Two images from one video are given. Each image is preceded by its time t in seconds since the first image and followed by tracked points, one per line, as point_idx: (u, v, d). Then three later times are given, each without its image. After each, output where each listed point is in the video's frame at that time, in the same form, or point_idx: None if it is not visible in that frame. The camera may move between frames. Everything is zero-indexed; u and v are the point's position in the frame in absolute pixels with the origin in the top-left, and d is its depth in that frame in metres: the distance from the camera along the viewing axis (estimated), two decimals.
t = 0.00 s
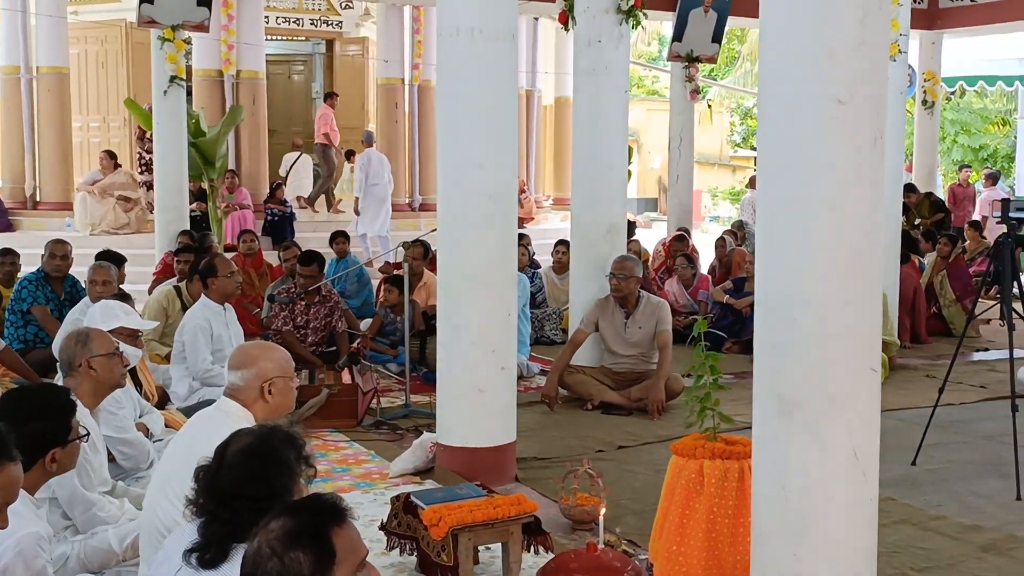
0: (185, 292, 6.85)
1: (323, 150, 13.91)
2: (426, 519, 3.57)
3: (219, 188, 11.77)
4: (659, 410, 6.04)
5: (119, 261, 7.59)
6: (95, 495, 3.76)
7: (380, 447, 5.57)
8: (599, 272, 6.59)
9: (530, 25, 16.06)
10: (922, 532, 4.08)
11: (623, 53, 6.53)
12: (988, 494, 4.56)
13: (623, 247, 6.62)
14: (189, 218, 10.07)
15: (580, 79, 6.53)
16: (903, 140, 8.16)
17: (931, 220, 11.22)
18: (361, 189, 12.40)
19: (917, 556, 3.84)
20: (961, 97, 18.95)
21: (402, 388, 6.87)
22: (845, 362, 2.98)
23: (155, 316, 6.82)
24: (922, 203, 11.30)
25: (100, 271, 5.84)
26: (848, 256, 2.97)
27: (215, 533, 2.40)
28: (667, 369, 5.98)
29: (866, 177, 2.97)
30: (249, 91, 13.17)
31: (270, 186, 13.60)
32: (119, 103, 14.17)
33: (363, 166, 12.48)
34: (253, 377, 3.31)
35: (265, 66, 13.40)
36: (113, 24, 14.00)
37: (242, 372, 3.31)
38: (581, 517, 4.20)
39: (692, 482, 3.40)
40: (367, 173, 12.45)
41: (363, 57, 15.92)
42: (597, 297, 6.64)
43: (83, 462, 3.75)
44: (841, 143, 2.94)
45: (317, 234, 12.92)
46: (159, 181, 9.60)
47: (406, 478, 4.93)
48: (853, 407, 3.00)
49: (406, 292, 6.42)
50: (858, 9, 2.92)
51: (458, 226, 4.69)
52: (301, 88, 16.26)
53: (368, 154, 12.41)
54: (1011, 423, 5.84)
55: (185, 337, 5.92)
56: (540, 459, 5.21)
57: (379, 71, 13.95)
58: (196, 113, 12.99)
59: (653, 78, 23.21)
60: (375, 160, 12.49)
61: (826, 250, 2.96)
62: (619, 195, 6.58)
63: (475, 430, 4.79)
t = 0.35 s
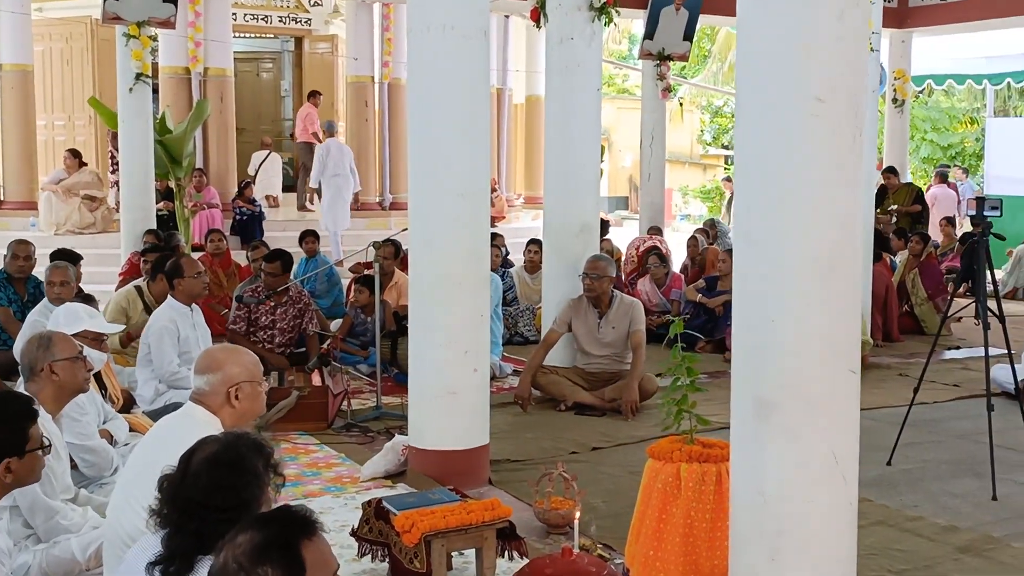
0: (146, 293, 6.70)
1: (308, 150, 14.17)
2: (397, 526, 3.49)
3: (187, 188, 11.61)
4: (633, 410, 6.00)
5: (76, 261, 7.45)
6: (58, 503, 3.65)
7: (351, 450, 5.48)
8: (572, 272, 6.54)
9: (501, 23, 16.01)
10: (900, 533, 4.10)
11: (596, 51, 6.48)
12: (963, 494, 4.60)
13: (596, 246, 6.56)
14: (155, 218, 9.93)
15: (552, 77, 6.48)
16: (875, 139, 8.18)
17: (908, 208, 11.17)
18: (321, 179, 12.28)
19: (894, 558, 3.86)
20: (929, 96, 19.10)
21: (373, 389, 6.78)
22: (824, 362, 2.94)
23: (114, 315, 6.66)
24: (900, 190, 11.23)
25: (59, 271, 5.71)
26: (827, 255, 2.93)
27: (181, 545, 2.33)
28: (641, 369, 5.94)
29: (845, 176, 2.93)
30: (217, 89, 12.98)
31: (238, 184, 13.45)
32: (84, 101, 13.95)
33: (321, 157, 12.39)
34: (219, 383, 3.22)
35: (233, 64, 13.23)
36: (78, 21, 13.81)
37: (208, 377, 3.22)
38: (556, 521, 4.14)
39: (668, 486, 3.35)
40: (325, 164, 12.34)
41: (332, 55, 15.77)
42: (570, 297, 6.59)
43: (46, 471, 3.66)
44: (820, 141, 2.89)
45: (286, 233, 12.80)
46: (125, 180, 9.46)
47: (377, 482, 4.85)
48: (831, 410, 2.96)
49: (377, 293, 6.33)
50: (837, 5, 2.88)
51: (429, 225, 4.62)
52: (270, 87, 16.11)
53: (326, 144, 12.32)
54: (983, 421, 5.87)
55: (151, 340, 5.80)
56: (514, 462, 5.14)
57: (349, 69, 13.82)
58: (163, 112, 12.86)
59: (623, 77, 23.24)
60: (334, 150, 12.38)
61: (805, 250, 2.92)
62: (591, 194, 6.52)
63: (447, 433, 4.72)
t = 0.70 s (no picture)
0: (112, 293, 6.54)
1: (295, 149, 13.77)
2: (373, 533, 3.41)
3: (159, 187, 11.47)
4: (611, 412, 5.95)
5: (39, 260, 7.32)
6: (24, 512, 3.55)
7: (326, 453, 5.39)
8: (549, 273, 6.48)
9: (476, 21, 15.94)
10: (881, 536, 4.13)
11: (572, 50, 6.43)
12: (945, 495, 4.62)
13: (573, 245, 6.50)
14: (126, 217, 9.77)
15: (528, 75, 6.42)
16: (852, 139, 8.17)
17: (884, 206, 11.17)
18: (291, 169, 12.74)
19: (875, 561, 3.88)
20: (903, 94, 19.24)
21: (348, 391, 6.68)
22: (808, 365, 2.89)
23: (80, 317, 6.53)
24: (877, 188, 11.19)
25: (24, 273, 5.57)
26: (811, 256, 2.88)
27: (147, 558, 2.25)
28: (619, 370, 5.88)
29: (828, 175, 2.89)
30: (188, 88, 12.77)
31: (211, 183, 13.30)
32: (54, 99, 13.74)
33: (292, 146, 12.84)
34: (187, 388, 3.13)
35: (206, 62, 13.08)
36: (49, 18, 13.62)
37: (176, 383, 3.13)
38: (534, 525, 4.08)
39: (650, 491, 3.29)
40: (296, 152, 12.80)
41: (306, 53, 15.63)
42: (548, 297, 6.52)
43: (12, 480, 3.56)
44: (803, 141, 2.84)
45: (261, 233, 12.68)
46: (95, 179, 9.32)
47: (353, 486, 4.77)
48: (815, 413, 2.92)
49: (352, 294, 6.24)
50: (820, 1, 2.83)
51: (405, 225, 4.54)
52: (243, 85, 15.98)
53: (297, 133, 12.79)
54: (962, 420, 5.88)
55: (121, 343, 5.69)
56: (491, 464, 5.07)
57: (323, 67, 13.71)
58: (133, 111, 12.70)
59: (599, 75, 23.25)
60: (304, 139, 12.85)
61: (788, 251, 2.87)
62: (569, 193, 6.46)
63: (424, 437, 4.64)
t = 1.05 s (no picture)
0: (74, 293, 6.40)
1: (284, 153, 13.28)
2: (343, 537, 3.34)
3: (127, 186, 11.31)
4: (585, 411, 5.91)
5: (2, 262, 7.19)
6: None
7: (297, 456, 5.31)
8: (521, 272, 6.42)
9: (448, 19, 15.86)
10: (855, 536, 4.12)
11: (544, 48, 6.37)
12: (919, 494, 4.62)
13: (546, 244, 6.45)
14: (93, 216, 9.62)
15: (500, 74, 6.36)
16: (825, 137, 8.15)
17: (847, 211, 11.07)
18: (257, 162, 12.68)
19: (850, 561, 3.88)
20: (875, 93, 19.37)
21: (319, 392, 6.59)
22: (783, 366, 2.86)
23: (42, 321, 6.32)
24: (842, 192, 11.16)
25: None
26: (786, 256, 2.85)
27: (106, 568, 2.18)
28: (593, 370, 5.84)
29: (802, 173, 2.85)
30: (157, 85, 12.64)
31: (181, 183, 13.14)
32: (19, 98, 13.52)
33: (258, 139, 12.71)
34: (151, 391, 3.05)
35: (175, 60, 12.92)
36: (14, 16, 13.42)
37: (139, 386, 3.05)
38: (508, 528, 4.03)
39: (624, 493, 3.25)
40: (263, 146, 12.66)
41: (276, 51, 15.47)
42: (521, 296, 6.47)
43: None
44: (777, 139, 2.81)
45: (231, 232, 12.55)
46: (60, 179, 9.16)
47: (323, 490, 4.69)
48: (791, 414, 2.89)
49: (323, 294, 6.15)
50: None
51: (375, 225, 4.47)
52: (213, 83, 15.83)
53: (264, 127, 12.63)
54: (935, 418, 5.89)
55: (87, 345, 5.58)
56: (464, 466, 5.02)
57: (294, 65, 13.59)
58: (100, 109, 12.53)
59: (571, 74, 23.24)
60: (271, 132, 12.73)
61: (763, 249, 2.84)
62: (541, 192, 6.41)
63: (395, 439, 4.58)
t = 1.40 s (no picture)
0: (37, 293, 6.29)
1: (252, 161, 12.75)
2: (310, 540, 3.31)
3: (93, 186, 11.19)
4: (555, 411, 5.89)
5: None
6: None
7: (265, 457, 5.26)
8: (492, 272, 6.40)
9: (418, 18, 15.82)
10: (824, 534, 4.14)
11: (514, 47, 6.35)
12: (888, 492, 4.64)
13: (516, 244, 6.44)
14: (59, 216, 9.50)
15: (470, 73, 6.33)
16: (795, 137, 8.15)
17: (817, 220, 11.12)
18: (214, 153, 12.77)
19: (820, 559, 3.89)
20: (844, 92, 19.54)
21: (287, 393, 6.53)
22: (752, 365, 2.86)
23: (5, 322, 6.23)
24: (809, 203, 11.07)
25: None
26: (754, 254, 2.84)
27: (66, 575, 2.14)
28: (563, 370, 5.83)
29: (771, 174, 2.85)
30: (124, 84, 12.58)
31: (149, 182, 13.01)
32: None
33: (215, 131, 12.84)
34: (114, 394, 2.99)
35: (142, 59, 12.85)
36: None
37: (102, 389, 3.00)
38: (477, 529, 4.01)
39: (592, 494, 3.24)
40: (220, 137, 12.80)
41: (245, 49, 15.51)
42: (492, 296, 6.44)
43: None
44: (745, 138, 2.81)
45: (200, 232, 12.47)
46: (25, 180, 9.05)
47: (291, 492, 4.65)
48: (760, 413, 2.89)
49: (291, 294, 6.10)
50: None
51: (343, 225, 4.44)
52: (181, 82, 15.61)
53: (220, 118, 12.78)
54: (904, 415, 5.93)
55: (51, 347, 5.50)
56: (434, 467, 4.99)
57: (263, 64, 13.51)
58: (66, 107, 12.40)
59: (542, 73, 23.29)
60: (227, 123, 12.89)
61: (732, 248, 2.83)
62: (511, 191, 6.39)
63: (364, 440, 4.54)
